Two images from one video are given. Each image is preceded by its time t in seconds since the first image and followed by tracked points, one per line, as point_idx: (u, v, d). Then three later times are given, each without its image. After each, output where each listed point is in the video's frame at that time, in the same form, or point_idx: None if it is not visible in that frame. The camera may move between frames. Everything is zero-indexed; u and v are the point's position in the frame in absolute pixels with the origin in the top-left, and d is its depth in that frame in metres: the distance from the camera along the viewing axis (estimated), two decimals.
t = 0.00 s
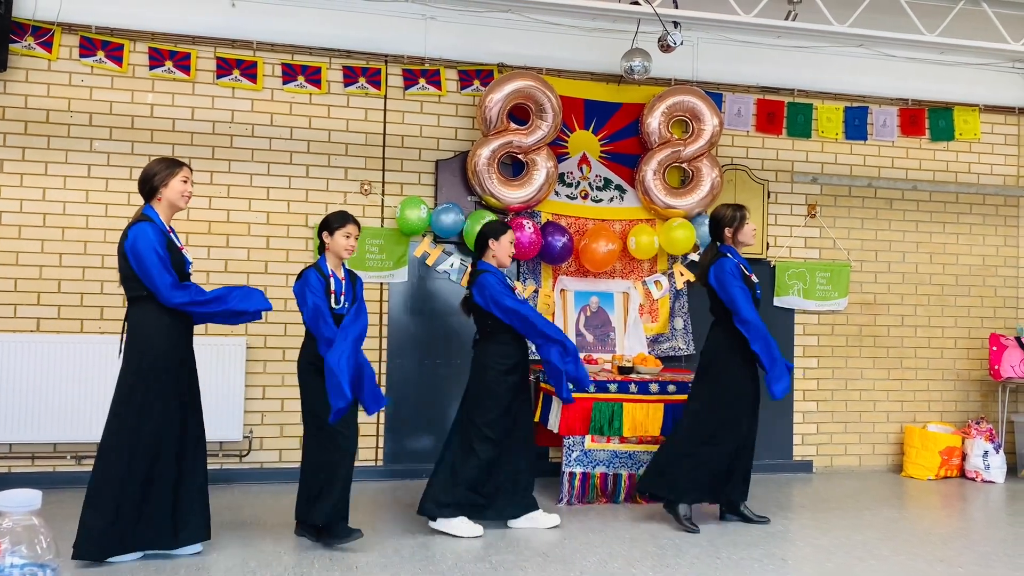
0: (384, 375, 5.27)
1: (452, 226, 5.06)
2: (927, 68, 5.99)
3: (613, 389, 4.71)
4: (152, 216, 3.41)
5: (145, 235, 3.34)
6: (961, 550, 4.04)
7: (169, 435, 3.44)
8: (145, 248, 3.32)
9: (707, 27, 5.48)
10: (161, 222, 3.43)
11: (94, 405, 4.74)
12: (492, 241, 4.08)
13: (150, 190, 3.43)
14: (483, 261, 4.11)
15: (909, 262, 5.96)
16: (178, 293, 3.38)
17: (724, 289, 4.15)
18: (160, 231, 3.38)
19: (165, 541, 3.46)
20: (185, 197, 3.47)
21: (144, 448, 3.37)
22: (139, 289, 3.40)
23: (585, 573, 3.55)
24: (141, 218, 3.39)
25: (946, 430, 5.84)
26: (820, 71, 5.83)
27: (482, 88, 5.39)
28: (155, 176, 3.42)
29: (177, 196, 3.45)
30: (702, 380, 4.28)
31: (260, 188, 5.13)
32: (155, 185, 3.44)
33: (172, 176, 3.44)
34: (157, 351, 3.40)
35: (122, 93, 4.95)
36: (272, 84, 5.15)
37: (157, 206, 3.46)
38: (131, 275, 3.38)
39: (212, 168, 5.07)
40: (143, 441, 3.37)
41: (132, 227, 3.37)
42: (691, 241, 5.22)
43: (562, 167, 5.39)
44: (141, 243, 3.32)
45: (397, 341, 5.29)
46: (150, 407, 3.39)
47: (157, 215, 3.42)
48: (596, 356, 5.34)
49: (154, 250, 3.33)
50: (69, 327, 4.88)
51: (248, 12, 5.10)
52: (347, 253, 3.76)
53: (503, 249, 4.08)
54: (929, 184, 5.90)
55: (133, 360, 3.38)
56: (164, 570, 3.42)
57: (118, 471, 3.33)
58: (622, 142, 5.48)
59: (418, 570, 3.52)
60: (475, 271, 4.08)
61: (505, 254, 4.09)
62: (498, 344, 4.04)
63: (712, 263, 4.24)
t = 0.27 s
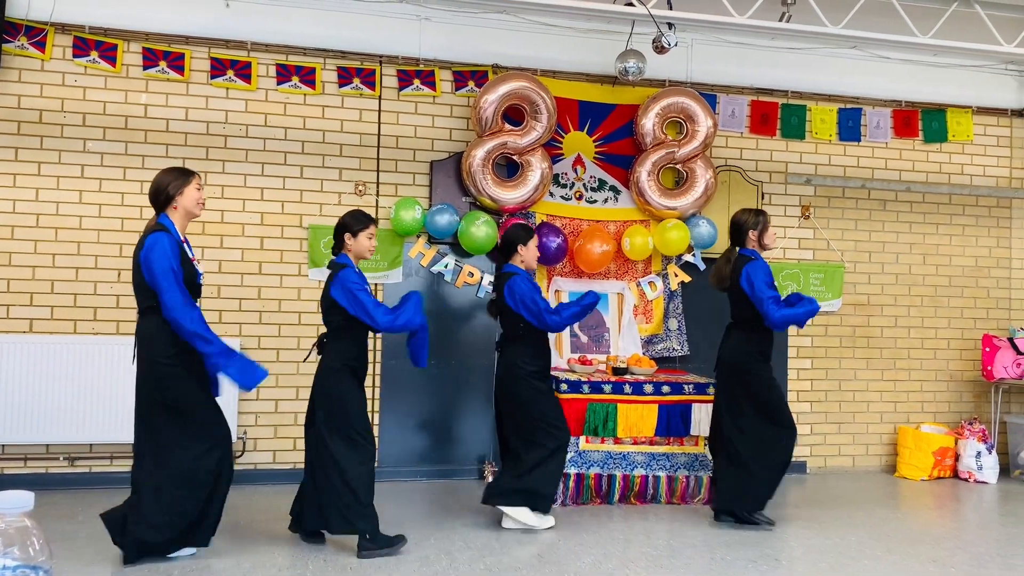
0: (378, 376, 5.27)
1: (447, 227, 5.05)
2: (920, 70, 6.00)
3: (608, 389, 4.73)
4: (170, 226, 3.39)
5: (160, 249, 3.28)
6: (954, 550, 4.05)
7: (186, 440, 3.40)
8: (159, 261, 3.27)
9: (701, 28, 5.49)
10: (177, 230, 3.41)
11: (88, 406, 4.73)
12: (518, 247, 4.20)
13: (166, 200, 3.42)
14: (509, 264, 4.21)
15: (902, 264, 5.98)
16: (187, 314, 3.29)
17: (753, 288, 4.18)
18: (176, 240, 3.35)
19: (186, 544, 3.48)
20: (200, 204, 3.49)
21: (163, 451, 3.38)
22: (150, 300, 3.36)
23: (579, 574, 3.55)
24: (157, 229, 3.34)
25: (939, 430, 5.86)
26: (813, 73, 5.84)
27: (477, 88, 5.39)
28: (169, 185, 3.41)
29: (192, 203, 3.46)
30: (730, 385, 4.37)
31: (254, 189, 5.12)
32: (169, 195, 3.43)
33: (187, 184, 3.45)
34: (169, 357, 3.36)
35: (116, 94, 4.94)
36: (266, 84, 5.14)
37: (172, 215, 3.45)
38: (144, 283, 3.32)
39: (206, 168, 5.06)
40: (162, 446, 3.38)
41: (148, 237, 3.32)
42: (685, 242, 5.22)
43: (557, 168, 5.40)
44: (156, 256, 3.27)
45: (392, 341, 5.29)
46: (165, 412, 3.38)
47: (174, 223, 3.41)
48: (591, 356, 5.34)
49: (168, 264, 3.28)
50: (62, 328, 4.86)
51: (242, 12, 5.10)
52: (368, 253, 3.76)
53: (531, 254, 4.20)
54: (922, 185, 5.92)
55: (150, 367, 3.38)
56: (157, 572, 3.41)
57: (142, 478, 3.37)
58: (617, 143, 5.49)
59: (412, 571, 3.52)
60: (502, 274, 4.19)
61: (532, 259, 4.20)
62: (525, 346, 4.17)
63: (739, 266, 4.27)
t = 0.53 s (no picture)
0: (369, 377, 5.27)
1: (438, 227, 5.06)
2: (910, 74, 6.03)
3: (598, 391, 4.77)
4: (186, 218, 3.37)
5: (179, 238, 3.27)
6: (942, 551, 4.07)
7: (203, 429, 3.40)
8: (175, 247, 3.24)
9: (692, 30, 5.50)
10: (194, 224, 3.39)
11: (77, 406, 4.70)
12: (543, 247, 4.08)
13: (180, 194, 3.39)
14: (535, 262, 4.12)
15: (891, 266, 6.01)
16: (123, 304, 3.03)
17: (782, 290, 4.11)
18: (197, 233, 3.34)
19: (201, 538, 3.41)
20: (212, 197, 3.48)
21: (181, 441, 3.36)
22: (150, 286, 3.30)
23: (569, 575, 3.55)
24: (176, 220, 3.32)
25: (928, 432, 5.89)
26: (803, 75, 5.87)
27: (468, 90, 5.39)
28: (183, 180, 3.38)
29: (205, 197, 3.45)
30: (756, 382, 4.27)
31: (244, 189, 5.11)
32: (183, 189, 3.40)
33: (200, 177, 3.44)
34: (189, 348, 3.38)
35: (106, 93, 4.92)
36: (257, 84, 5.13)
37: (187, 208, 3.43)
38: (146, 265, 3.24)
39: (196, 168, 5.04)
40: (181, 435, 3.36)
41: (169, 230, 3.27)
42: (676, 243, 5.23)
43: (548, 170, 5.40)
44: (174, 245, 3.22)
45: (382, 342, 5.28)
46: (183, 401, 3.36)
47: (190, 217, 3.40)
48: (581, 359, 5.35)
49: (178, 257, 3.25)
50: (51, 328, 4.83)
51: (233, 11, 5.08)
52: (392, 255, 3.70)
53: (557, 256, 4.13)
54: (911, 188, 5.95)
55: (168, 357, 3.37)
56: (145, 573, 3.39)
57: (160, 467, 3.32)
58: (608, 144, 5.50)
59: (402, 573, 3.51)
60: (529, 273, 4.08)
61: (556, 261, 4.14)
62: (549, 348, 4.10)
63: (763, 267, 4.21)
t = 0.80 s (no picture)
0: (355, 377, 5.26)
1: (426, 228, 5.05)
2: (896, 77, 6.07)
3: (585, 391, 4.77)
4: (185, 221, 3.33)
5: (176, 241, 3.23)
6: (925, 552, 4.10)
7: (199, 435, 3.35)
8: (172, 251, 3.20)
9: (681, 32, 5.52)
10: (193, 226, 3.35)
11: (61, 406, 4.67)
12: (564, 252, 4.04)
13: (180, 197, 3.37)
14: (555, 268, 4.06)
15: (877, 268, 6.04)
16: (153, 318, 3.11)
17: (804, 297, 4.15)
18: (195, 236, 3.31)
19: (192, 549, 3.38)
20: (213, 201, 3.45)
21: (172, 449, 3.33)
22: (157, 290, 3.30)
23: None
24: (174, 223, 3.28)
25: (912, 433, 5.93)
26: (790, 78, 5.89)
27: (456, 90, 5.38)
28: (183, 182, 3.36)
29: (207, 200, 3.42)
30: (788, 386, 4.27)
31: (231, 188, 5.08)
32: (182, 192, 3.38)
33: (199, 179, 3.40)
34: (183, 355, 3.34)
35: (91, 91, 4.88)
36: (244, 83, 5.11)
37: (187, 211, 3.41)
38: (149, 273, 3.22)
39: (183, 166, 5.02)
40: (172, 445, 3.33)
41: (168, 235, 3.24)
42: (663, 245, 5.25)
43: (536, 170, 5.40)
44: (174, 254, 3.20)
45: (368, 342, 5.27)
46: (177, 407, 3.33)
47: (190, 219, 3.36)
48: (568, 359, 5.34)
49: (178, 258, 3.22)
50: (34, 327, 4.80)
51: (219, 9, 5.06)
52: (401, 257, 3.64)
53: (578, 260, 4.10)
54: (896, 191, 5.99)
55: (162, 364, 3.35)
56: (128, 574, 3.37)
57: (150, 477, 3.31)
58: (596, 146, 5.50)
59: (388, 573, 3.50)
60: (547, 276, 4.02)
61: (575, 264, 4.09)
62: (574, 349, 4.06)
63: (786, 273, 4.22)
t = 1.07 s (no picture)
0: (340, 377, 5.24)
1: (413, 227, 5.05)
2: (880, 79, 6.10)
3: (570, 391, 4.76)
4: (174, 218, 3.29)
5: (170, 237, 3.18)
6: (908, 551, 4.12)
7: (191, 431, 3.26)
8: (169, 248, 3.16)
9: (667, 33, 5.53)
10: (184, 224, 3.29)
11: (42, 405, 4.63)
12: (578, 252, 4.03)
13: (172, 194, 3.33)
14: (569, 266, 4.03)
15: (861, 269, 6.07)
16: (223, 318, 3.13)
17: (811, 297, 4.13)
18: (184, 232, 3.23)
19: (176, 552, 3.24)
20: (205, 198, 3.37)
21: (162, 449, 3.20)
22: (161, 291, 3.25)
23: None
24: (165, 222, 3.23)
25: (895, 433, 5.96)
26: (776, 79, 5.91)
27: (442, 89, 5.37)
28: (174, 180, 3.32)
29: (198, 197, 3.36)
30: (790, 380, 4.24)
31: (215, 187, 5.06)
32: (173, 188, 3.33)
33: (189, 177, 3.33)
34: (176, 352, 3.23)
35: (73, 87, 4.84)
36: (229, 81, 5.07)
37: (178, 208, 3.36)
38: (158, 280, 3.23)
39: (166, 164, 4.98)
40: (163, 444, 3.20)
41: (155, 232, 3.19)
42: (649, 245, 5.25)
43: (522, 170, 5.40)
44: (169, 249, 3.15)
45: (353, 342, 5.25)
46: (171, 404, 3.22)
47: (180, 217, 3.31)
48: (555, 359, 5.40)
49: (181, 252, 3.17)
50: (14, 326, 4.75)
51: (204, 7, 5.02)
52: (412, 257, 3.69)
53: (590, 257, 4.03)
54: (880, 192, 6.02)
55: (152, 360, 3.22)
56: None
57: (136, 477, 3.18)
58: (582, 146, 5.50)
59: (372, 573, 3.49)
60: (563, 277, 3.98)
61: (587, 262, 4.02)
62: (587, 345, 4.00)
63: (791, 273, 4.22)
